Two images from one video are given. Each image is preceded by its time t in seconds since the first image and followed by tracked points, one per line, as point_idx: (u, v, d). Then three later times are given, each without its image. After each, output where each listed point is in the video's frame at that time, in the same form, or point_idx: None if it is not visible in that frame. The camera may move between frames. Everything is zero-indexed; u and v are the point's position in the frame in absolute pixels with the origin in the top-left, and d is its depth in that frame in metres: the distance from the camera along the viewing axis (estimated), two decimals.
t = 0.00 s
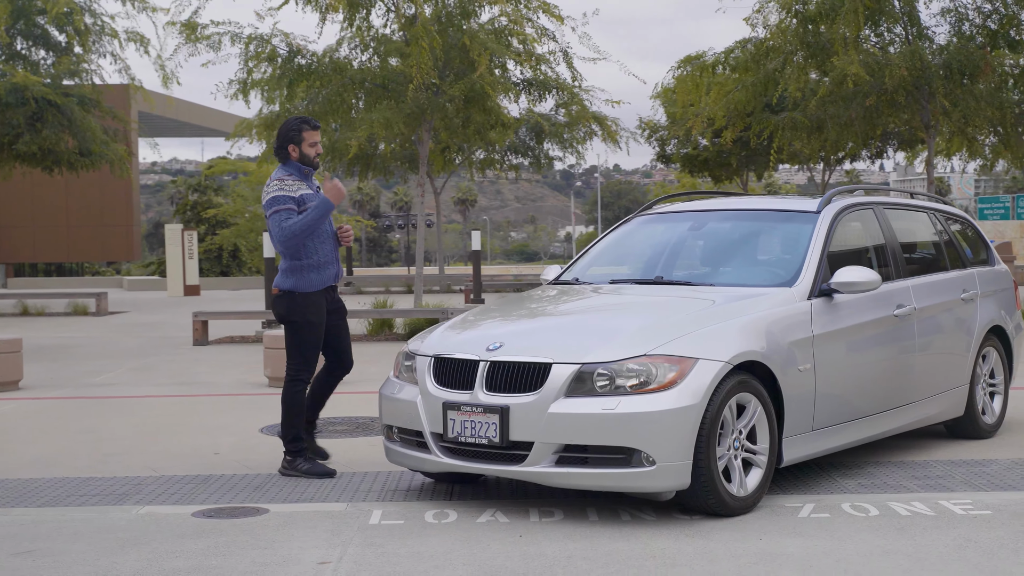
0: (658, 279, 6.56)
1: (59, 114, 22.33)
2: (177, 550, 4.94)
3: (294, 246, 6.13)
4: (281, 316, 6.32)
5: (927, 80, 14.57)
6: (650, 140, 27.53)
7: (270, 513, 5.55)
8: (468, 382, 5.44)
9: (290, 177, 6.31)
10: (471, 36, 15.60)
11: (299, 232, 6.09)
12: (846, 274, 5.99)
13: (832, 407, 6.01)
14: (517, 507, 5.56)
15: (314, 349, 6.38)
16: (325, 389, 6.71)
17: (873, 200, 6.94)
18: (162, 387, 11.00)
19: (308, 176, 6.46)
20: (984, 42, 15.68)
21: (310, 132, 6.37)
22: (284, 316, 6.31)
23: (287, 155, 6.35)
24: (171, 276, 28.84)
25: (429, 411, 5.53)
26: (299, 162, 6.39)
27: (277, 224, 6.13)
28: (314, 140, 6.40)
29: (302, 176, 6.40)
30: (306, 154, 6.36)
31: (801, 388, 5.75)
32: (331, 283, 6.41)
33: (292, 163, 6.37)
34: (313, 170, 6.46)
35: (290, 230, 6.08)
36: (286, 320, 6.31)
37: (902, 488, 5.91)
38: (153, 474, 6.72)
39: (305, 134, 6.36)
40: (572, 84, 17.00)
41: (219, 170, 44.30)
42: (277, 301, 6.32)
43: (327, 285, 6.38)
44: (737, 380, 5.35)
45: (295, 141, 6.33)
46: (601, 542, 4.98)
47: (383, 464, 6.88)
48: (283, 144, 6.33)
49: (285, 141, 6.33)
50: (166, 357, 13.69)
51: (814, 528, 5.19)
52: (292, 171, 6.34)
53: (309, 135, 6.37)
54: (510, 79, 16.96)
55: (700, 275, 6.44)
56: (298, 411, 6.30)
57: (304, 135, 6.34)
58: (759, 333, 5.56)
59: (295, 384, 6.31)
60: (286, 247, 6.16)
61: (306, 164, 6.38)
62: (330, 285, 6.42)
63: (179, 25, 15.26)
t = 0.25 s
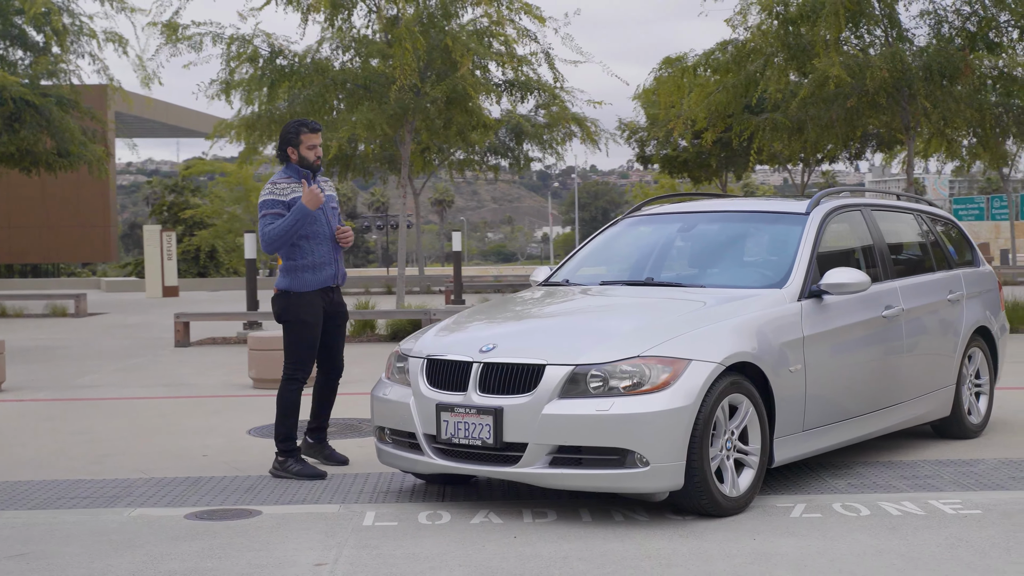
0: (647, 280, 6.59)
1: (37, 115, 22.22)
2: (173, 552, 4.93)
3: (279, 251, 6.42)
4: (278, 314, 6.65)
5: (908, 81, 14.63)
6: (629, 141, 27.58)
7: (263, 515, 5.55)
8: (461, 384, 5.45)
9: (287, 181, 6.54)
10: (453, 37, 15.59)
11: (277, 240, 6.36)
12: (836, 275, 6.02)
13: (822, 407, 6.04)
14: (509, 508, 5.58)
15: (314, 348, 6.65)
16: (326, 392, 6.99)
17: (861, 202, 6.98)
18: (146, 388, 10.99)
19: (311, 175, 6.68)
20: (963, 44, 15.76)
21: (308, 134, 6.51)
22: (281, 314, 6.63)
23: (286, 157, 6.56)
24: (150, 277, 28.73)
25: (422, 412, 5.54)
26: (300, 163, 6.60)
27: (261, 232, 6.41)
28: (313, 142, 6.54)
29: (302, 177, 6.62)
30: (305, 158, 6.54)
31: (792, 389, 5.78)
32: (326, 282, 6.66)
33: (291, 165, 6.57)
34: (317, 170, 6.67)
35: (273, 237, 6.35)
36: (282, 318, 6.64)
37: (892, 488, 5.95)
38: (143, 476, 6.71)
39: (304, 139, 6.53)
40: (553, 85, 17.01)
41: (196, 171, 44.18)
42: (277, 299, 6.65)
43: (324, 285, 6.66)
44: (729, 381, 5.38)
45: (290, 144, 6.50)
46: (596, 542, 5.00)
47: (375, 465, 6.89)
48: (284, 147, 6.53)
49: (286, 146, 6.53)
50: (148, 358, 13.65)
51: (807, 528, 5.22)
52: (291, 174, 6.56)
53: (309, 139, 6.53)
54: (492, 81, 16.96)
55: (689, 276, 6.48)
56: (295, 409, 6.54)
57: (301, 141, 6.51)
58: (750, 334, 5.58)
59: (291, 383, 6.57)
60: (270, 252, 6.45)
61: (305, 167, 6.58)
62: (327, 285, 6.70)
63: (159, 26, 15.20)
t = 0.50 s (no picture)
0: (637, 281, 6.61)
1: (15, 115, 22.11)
2: (167, 554, 4.92)
3: (264, 255, 6.55)
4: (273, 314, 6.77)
5: (889, 82, 14.69)
6: (608, 142, 27.62)
7: (255, 517, 5.54)
8: (454, 385, 5.45)
9: (283, 183, 6.69)
10: (435, 38, 15.59)
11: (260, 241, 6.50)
12: (826, 277, 6.04)
13: (812, 408, 6.06)
14: (502, 509, 5.58)
15: (313, 348, 6.75)
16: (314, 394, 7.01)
17: (848, 203, 7.01)
18: (129, 390, 10.95)
19: (312, 179, 6.78)
20: (943, 45, 15.84)
21: (306, 139, 6.60)
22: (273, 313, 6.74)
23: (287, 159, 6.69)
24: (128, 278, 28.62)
25: (414, 413, 5.55)
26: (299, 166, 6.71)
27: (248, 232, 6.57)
28: (312, 146, 6.62)
29: (300, 180, 6.74)
30: (302, 161, 6.63)
31: (784, 390, 5.80)
32: (318, 285, 6.72)
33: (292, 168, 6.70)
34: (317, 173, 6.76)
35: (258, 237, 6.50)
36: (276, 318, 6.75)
37: (882, 488, 5.97)
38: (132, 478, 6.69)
39: (303, 142, 6.60)
40: (535, 86, 17.02)
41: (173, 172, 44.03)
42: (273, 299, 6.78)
43: (315, 288, 6.72)
44: (722, 382, 5.39)
45: (288, 148, 6.62)
46: (590, 543, 5.01)
47: (365, 467, 6.89)
48: (284, 150, 6.65)
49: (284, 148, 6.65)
50: (129, 360, 13.59)
51: (800, 528, 5.24)
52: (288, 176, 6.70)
53: (306, 143, 6.62)
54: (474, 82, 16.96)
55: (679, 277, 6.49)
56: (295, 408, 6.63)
57: (298, 144, 6.60)
58: (743, 335, 5.60)
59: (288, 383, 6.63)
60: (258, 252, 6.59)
61: (303, 170, 6.68)
62: (321, 288, 6.75)
63: (141, 26, 15.16)
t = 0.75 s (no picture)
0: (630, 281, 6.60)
1: None
2: (163, 555, 4.90)
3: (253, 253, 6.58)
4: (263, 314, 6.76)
5: (872, 83, 14.75)
6: (589, 142, 27.64)
7: (249, 518, 5.52)
8: (448, 386, 5.45)
9: (281, 184, 6.73)
10: (419, 37, 15.60)
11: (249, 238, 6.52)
12: (819, 277, 6.06)
13: (805, 408, 6.08)
14: (496, 510, 5.58)
15: (301, 349, 6.72)
16: (303, 394, 7.00)
17: (840, 204, 7.03)
18: (114, 390, 10.91)
19: (312, 181, 6.81)
20: (924, 46, 15.91)
21: (307, 141, 6.63)
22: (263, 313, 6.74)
23: (287, 160, 6.73)
24: (107, 277, 28.49)
25: (408, 414, 5.53)
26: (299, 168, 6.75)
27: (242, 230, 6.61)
28: (312, 149, 6.66)
29: (299, 181, 6.77)
30: (300, 163, 6.66)
31: (777, 390, 5.81)
32: (307, 287, 6.70)
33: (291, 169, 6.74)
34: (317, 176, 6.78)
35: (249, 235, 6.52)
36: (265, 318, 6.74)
37: (874, 488, 6.00)
38: (123, 479, 6.66)
39: (303, 144, 6.64)
40: (517, 86, 17.01)
41: (150, 172, 43.82)
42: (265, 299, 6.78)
43: (304, 289, 6.69)
44: (717, 383, 5.40)
45: (289, 149, 6.66)
46: (587, 544, 5.01)
47: (357, 467, 6.89)
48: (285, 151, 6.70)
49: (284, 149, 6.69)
50: (112, 360, 13.54)
51: (795, 528, 5.26)
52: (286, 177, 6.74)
53: (305, 145, 6.64)
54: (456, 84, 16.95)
55: (671, 277, 6.49)
56: (282, 408, 6.61)
57: (297, 145, 6.63)
58: (737, 336, 5.61)
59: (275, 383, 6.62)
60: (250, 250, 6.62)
61: (302, 171, 6.72)
62: (310, 290, 6.73)
63: (122, 25, 15.10)
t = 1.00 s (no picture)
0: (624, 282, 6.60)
1: None
2: (162, 558, 4.88)
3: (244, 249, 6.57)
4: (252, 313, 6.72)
5: (855, 83, 14.79)
6: (569, 142, 27.65)
7: (246, 521, 5.51)
8: (446, 388, 5.44)
9: (277, 183, 6.72)
10: (403, 38, 15.58)
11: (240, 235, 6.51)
12: (814, 279, 6.07)
13: (800, 409, 6.10)
14: (493, 512, 5.57)
15: (289, 349, 6.65)
16: (295, 394, 6.87)
17: (832, 205, 7.05)
18: (99, 392, 10.87)
19: (309, 183, 6.79)
20: (907, 47, 15.97)
21: (305, 140, 6.62)
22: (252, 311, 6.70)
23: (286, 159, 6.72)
24: (86, 277, 28.37)
25: (405, 416, 5.52)
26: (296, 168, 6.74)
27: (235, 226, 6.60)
28: (310, 149, 6.64)
29: (295, 182, 6.76)
30: (297, 162, 6.65)
31: (773, 391, 5.83)
32: (294, 287, 6.64)
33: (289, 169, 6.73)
34: (314, 177, 6.77)
35: (241, 231, 6.51)
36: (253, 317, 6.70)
37: (869, 489, 6.02)
38: (115, 482, 6.63)
39: (301, 143, 6.62)
40: (500, 86, 17.00)
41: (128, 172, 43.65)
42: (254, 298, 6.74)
43: (292, 290, 6.64)
44: (715, 384, 5.41)
45: (288, 147, 6.65)
46: (587, 546, 5.00)
47: (350, 468, 6.87)
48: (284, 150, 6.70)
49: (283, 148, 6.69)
50: (95, 361, 13.48)
51: (793, 529, 5.27)
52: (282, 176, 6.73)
53: (303, 144, 6.63)
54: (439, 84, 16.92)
55: (666, 278, 6.49)
56: (272, 409, 6.56)
57: (295, 145, 6.62)
58: (734, 337, 5.62)
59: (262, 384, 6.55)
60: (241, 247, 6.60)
61: (299, 171, 6.70)
62: (298, 291, 6.67)
63: (105, 24, 15.04)
